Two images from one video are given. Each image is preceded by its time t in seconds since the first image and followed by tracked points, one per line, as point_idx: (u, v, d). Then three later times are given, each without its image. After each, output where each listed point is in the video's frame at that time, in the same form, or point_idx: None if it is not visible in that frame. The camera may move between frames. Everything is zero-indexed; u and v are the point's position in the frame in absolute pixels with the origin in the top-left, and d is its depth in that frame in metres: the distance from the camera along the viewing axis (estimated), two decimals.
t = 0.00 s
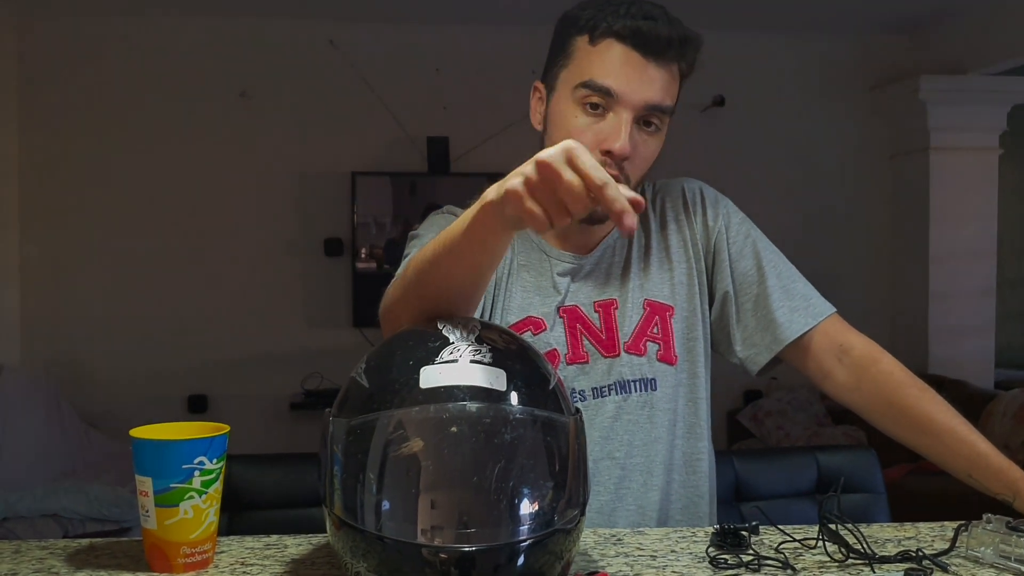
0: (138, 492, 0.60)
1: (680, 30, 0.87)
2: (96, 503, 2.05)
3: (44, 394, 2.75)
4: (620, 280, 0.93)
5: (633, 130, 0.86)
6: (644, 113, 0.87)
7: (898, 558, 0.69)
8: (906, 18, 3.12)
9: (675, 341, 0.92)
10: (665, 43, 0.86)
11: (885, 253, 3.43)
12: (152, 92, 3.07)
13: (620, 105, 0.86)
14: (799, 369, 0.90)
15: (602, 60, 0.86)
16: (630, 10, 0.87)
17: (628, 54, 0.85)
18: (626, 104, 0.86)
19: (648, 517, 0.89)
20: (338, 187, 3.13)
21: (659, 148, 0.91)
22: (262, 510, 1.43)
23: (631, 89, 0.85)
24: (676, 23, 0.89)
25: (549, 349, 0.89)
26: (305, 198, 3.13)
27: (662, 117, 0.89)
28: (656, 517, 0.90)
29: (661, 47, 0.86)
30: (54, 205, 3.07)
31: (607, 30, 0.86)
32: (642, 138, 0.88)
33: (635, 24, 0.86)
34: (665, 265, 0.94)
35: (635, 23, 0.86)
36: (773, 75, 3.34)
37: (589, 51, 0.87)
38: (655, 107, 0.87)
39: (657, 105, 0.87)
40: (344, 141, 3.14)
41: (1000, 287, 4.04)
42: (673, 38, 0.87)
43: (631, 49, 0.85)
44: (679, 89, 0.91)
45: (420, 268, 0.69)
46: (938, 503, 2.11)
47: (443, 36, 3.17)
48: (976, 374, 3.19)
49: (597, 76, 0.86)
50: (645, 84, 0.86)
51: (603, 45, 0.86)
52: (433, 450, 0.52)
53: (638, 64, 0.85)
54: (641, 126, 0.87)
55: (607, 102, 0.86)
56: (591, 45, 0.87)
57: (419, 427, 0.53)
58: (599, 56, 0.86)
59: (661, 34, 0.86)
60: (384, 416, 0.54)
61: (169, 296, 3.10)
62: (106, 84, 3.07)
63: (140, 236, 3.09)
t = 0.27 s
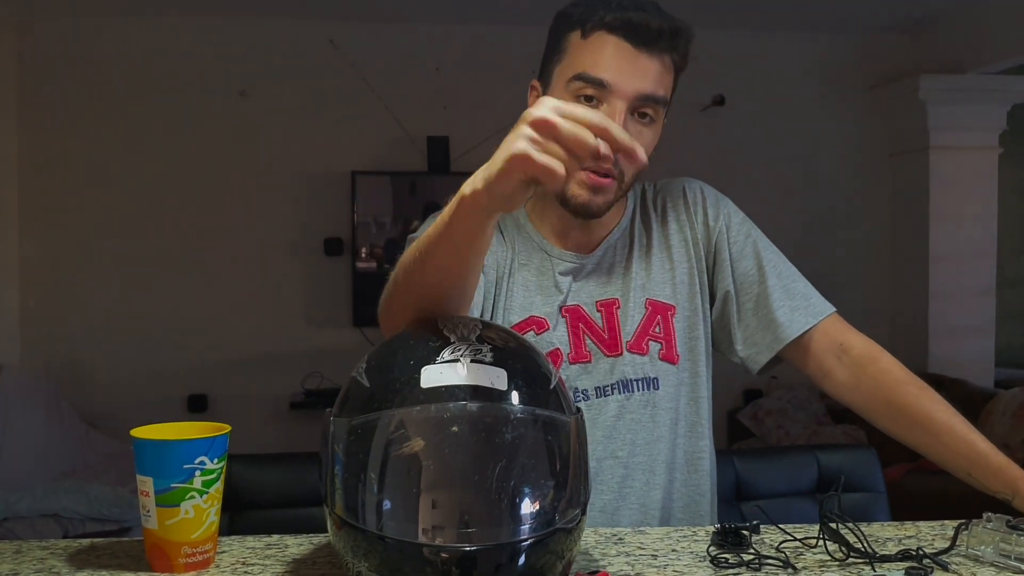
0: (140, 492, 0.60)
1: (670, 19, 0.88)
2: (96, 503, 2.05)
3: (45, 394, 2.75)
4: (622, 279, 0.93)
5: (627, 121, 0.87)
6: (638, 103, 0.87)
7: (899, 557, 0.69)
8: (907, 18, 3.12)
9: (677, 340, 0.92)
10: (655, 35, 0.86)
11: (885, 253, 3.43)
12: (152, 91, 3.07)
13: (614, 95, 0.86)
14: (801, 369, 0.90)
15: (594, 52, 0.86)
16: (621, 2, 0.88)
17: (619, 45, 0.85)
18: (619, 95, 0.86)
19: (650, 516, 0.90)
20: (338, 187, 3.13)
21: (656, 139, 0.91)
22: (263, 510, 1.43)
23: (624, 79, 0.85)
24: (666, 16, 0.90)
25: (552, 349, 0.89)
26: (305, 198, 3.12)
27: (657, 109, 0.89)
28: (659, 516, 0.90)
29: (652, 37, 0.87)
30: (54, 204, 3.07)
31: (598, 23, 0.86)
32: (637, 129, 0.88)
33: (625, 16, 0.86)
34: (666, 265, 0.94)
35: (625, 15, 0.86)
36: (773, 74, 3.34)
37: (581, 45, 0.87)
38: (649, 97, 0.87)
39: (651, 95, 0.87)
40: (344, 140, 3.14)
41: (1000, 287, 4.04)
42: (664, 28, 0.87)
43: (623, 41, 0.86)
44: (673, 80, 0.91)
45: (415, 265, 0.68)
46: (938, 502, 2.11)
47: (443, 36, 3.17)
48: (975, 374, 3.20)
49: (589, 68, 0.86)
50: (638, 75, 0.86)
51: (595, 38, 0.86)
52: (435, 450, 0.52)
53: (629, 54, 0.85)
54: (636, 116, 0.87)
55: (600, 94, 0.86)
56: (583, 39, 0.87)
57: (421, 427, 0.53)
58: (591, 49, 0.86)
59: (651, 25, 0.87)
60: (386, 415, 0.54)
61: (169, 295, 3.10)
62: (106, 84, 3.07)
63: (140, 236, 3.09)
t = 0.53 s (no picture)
0: (138, 492, 0.61)
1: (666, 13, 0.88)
2: (96, 503, 2.05)
3: (44, 394, 2.75)
4: (621, 279, 0.93)
5: (625, 114, 0.87)
6: (635, 96, 0.87)
7: (897, 557, 0.69)
8: (907, 18, 3.12)
9: (676, 340, 0.92)
10: (651, 28, 0.87)
11: (885, 253, 3.43)
12: (152, 91, 3.07)
13: (611, 88, 0.86)
14: (800, 369, 0.90)
15: (592, 47, 0.87)
16: None
17: (617, 39, 0.86)
18: (618, 88, 0.86)
19: (649, 515, 0.90)
20: (338, 187, 3.13)
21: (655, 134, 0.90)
22: (262, 510, 1.43)
23: (621, 72, 0.86)
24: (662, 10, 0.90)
25: (552, 349, 0.89)
26: (305, 198, 3.13)
27: (655, 102, 0.89)
28: (658, 516, 0.90)
29: (649, 31, 0.87)
30: (54, 204, 3.07)
31: (595, 18, 0.87)
32: (635, 122, 0.87)
33: (621, 10, 0.87)
34: (665, 266, 0.94)
35: (621, 8, 0.86)
36: (773, 74, 3.34)
37: (578, 41, 0.87)
38: (646, 90, 0.87)
39: (648, 88, 0.87)
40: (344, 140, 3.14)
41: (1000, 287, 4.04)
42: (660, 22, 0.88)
43: (620, 35, 0.86)
44: (670, 75, 0.91)
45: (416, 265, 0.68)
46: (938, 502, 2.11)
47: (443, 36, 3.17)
48: (975, 374, 3.20)
49: (588, 63, 0.87)
50: (635, 68, 0.86)
51: (593, 33, 0.87)
52: (434, 450, 0.52)
53: (627, 48, 0.86)
54: (633, 109, 0.87)
55: (599, 88, 0.87)
56: (580, 35, 0.87)
57: (419, 427, 0.53)
58: (589, 43, 0.87)
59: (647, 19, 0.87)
60: (384, 416, 0.54)
61: (169, 295, 3.10)
62: (106, 84, 3.07)
63: (139, 236, 3.09)
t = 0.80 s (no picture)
0: (137, 493, 0.61)
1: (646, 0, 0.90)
2: (98, 504, 2.05)
3: (45, 395, 2.75)
4: (621, 281, 0.93)
5: (606, 98, 0.87)
6: (616, 80, 0.88)
7: (896, 558, 0.69)
8: (907, 18, 3.12)
9: (676, 342, 0.92)
10: (631, 14, 0.88)
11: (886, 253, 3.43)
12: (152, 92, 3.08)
13: (592, 73, 0.87)
14: (799, 369, 0.90)
15: (575, 35, 0.88)
16: None
17: (599, 27, 0.87)
18: (597, 72, 0.87)
19: (649, 517, 0.90)
20: (338, 187, 3.13)
21: (639, 121, 0.91)
22: (262, 510, 1.44)
23: (603, 58, 0.87)
24: None
25: (552, 351, 0.89)
26: (305, 198, 3.13)
27: (637, 88, 0.89)
28: (658, 517, 0.90)
29: (629, 18, 0.89)
30: (54, 205, 3.07)
31: (575, 9, 0.88)
32: (616, 107, 0.88)
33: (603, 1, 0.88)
34: (665, 267, 0.94)
35: None
36: (773, 74, 3.34)
37: (561, 32, 0.89)
38: (627, 75, 0.88)
39: (629, 73, 0.88)
40: (344, 141, 3.14)
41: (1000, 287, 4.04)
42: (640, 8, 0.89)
43: (600, 23, 0.88)
44: (655, 65, 0.92)
45: (406, 264, 0.67)
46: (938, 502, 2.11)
47: (443, 36, 3.17)
48: (975, 374, 3.20)
49: (568, 50, 0.88)
50: (615, 53, 0.87)
51: (575, 23, 0.88)
52: (432, 451, 0.52)
53: (609, 35, 0.87)
54: (614, 94, 0.88)
55: (580, 74, 0.88)
56: (564, 27, 0.89)
57: (417, 428, 0.53)
58: (570, 32, 0.88)
59: (625, 5, 0.88)
60: (383, 417, 0.54)
61: (169, 296, 3.11)
62: (106, 84, 3.07)
63: (140, 236, 3.09)
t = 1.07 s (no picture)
0: (139, 494, 0.61)
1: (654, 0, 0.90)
2: (101, 504, 2.05)
3: (48, 395, 2.75)
4: (622, 280, 0.93)
5: (617, 96, 0.87)
6: (626, 79, 0.87)
7: (899, 559, 0.69)
8: (909, 17, 3.11)
9: (677, 342, 0.92)
10: (639, 13, 0.88)
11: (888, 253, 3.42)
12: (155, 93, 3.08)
13: (603, 70, 0.87)
14: (802, 369, 0.90)
15: (583, 33, 0.88)
16: None
17: (607, 25, 0.88)
18: (609, 69, 0.86)
19: (651, 518, 0.90)
20: (340, 187, 3.13)
21: (647, 119, 0.90)
22: (263, 511, 1.44)
23: (612, 55, 0.87)
24: None
25: (552, 352, 0.89)
26: (307, 198, 3.13)
27: (646, 87, 0.89)
28: (660, 518, 0.90)
29: (637, 17, 0.89)
30: (57, 205, 3.08)
31: (582, 10, 0.89)
32: (626, 105, 0.87)
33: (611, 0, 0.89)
34: (667, 267, 0.93)
35: None
36: (775, 74, 3.34)
37: (569, 31, 0.89)
38: (637, 73, 0.87)
39: (639, 71, 0.88)
40: (346, 141, 3.14)
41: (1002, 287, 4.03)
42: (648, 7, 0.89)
43: (609, 21, 0.88)
44: (660, 65, 0.92)
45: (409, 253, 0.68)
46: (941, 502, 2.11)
47: (445, 37, 3.17)
48: (978, 374, 3.19)
49: (578, 48, 0.87)
50: (625, 52, 0.87)
51: (584, 22, 0.88)
52: (433, 452, 0.52)
53: (618, 33, 0.87)
54: (624, 92, 0.87)
55: (591, 71, 0.87)
56: (571, 25, 0.89)
57: (418, 430, 0.53)
58: (578, 31, 0.88)
59: (634, 4, 0.89)
60: (384, 418, 0.54)
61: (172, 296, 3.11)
62: (109, 85, 3.07)
63: (142, 237, 3.09)
